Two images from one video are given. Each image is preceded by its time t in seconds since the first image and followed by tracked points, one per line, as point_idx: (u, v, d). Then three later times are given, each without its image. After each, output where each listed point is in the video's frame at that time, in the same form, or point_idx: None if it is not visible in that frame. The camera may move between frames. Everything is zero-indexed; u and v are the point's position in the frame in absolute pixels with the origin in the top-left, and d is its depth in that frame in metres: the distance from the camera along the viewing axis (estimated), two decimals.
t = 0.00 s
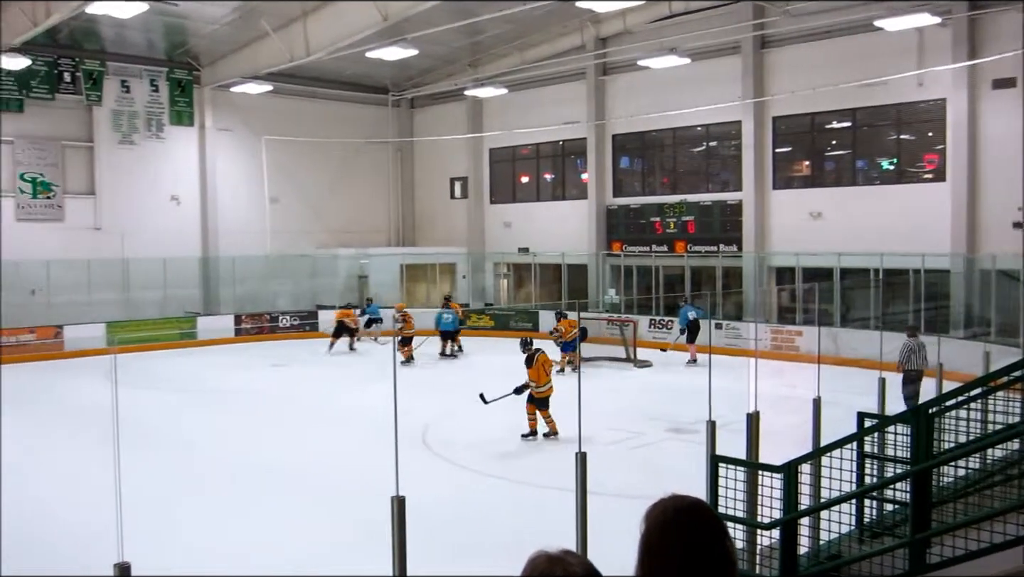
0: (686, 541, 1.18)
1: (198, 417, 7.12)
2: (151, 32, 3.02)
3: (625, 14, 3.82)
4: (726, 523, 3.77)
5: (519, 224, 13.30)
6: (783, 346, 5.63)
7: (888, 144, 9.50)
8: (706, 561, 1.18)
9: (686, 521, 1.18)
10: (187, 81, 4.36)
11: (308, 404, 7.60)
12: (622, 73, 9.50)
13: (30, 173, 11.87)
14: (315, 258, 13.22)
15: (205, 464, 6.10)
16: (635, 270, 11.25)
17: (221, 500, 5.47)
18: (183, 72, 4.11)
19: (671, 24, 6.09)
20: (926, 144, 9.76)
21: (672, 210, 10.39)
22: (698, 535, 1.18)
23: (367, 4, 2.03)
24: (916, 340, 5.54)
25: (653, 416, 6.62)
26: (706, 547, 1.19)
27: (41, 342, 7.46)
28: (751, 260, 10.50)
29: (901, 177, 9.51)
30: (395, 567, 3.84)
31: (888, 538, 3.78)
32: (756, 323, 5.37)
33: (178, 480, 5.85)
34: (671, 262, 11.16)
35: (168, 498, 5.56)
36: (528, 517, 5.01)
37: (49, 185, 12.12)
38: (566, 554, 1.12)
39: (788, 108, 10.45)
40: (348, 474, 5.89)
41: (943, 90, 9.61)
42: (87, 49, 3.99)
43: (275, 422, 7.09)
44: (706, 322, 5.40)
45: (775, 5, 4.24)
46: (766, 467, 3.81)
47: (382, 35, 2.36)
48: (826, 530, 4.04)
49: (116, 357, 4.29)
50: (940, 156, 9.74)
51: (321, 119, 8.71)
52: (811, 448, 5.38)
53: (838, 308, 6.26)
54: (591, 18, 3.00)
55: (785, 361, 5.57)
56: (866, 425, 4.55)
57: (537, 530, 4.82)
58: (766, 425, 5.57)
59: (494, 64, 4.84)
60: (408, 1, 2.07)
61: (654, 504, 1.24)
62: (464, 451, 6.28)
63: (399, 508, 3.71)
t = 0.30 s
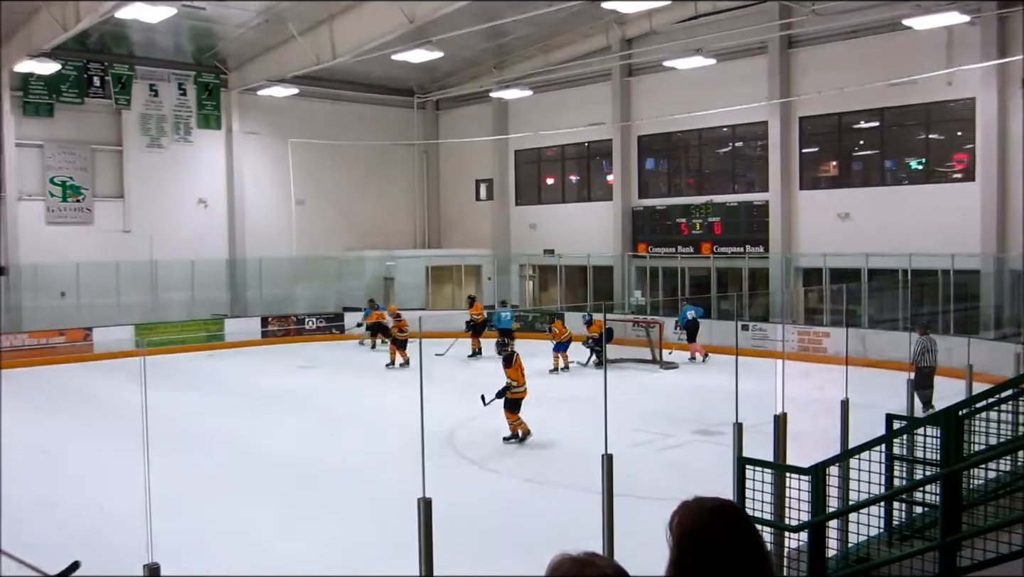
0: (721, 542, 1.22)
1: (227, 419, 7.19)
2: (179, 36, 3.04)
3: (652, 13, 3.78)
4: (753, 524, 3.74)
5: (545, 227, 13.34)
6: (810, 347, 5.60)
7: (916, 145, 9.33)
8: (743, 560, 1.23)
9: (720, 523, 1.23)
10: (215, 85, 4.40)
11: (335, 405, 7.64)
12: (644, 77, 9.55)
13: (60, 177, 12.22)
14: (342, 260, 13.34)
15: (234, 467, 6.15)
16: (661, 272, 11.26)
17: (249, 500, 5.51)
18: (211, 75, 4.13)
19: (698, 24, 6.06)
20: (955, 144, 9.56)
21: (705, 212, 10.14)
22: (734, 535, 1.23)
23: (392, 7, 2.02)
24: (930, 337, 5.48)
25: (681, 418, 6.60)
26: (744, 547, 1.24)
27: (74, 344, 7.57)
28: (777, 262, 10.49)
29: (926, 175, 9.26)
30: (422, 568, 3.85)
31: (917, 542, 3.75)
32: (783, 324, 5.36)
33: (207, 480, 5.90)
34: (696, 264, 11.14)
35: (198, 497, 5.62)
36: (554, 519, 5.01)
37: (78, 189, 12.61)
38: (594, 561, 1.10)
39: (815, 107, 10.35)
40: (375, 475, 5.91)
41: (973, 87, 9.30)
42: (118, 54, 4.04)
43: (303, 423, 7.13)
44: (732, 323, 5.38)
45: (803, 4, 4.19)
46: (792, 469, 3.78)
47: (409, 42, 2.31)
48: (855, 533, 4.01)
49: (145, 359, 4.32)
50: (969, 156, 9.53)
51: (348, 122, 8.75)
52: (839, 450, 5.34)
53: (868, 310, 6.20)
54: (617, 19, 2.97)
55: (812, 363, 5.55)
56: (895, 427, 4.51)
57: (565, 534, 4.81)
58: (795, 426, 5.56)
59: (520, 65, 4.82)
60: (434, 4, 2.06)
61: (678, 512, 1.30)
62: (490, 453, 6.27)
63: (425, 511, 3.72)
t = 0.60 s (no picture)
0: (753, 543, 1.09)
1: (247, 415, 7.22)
2: (196, 39, 3.04)
3: (669, 13, 3.77)
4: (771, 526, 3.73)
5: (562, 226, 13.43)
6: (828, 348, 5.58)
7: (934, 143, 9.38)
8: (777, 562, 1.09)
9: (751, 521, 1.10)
10: (233, 88, 4.42)
11: (352, 406, 7.66)
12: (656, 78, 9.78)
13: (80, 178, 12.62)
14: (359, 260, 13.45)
15: (254, 466, 6.18)
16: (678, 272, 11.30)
17: (268, 497, 5.54)
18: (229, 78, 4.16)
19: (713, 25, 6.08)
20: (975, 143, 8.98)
21: (716, 214, 11.52)
22: (765, 534, 1.11)
23: (409, 8, 2.00)
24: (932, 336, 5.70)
25: (697, 419, 6.59)
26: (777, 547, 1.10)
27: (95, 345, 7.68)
28: (795, 262, 10.47)
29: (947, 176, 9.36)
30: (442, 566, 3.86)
31: (937, 544, 3.73)
32: (801, 325, 5.31)
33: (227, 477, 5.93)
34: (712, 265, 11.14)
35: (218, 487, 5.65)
36: (571, 520, 5.01)
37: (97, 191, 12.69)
38: None
39: (832, 107, 10.31)
40: (392, 475, 5.93)
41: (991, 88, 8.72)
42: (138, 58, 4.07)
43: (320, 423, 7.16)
44: (749, 324, 5.35)
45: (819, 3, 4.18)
46: (811, 470, 3.76)
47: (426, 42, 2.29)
48: (874, 534, 3.98)
49: (165, 359, 4.35)
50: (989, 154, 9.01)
51: (365, 124, 8.81)
52: (858, 452, 5.32)
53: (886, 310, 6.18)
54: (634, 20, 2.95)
55: (830, 364, 5.51)
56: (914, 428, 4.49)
57: (584, 535, 4.81)
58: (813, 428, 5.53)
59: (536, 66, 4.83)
60: (451, 5, 2.03)
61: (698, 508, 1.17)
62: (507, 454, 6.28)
63: (444, 510, 3.72)
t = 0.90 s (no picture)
0: (799, 532, 1.31)
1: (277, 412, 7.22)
2: (220, 42, 3.04)
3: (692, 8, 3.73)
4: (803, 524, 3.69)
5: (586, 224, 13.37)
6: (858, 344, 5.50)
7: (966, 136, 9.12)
8: (818, 549, 1.31)
9: (795, 516, 1.33)
10: (258, 89, 4.45)
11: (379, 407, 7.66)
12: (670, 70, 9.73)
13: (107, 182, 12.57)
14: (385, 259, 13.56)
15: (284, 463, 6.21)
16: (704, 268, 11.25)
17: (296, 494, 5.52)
18: (254, 80, 4.18)
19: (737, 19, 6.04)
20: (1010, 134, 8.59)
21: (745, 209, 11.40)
22: (809, 533, 1.32)
23: (431, 6, 1.96)
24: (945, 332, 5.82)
25: (725, 418, 6.55)
26: (818, 539, 1.32)
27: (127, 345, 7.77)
28: (823, 257, 10.37)
29: (976, 171, 9.00)
30: (478, 565, 3.81)
31: (972, 543, 3.67)
32: (832, 322, 5.24)
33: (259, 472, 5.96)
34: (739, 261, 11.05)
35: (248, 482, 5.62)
36: (600, 518, 4.98)
37: (127, 194, 12.80)
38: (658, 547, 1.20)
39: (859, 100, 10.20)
40: (420, 476, 5.91)
41: None
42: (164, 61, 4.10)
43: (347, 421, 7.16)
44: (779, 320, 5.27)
45: None
46: (843, 468, 3.72)
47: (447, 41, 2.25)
48: (908, 534, 3.91)
49: (196, 359, 4.36)
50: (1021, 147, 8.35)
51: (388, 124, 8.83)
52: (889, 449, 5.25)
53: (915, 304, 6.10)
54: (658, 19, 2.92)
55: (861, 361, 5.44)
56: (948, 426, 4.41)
57: (613, 531, 4.78)
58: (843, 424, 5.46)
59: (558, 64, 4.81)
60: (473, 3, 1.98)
61: (751, 509, 1.41)
62: (535, 452, 6.27)
63: (474, 507, 3.69)
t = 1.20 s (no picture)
0: (861, 535, 1.26)
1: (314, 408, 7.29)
2: (259, 40, 3.05)
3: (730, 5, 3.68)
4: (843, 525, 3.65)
5: (622, 222, 13.38)
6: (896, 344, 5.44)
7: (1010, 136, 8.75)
8: (878, 551, 1.26)
9: (856, 518, 1.27)
10: (295, 88, 4.47)
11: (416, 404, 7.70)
12: (704, 70, 9.77)
13: (148, 179, 13.21)
14: (421, 257, 13.62)
15: (321, 457, 6.26)
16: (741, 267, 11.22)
17: (333, 490, 5.57)
18: (292, 79, 4.20)
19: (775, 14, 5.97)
20: None
21: (781, 208, 10.92)
22: (876, 535, 1.27)
23: (468, 4, 1.94)
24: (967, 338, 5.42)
25: (763, 417, 6.52)
26: (878, 541, 1.27)
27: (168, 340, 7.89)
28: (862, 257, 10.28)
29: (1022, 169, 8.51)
30: (511, 562, 3.84)
31: (1016, 548, 3.62)
32: (871, 322, 5.15)
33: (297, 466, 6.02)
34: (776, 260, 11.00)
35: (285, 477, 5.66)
36: (637, 518, 4.97)
37: (166, 192, 13.36)
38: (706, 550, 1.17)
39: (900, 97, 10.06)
40: (456, 474, 5.93)
41: None
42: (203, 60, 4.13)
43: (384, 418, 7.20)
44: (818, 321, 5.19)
45: None
46: (884, 469, 3.68)
47: (484, 39, 2.24)
48: (949, 537, 3.85)
49: (238, 354, 4.39)
50: None
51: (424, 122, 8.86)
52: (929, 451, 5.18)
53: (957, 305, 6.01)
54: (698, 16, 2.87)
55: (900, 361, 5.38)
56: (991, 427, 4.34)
57: (652, 529, 4.79)
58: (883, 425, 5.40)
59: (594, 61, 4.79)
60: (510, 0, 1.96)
61: (807, 512, 1.36)
62: (571, 450, 6.27)
63: (510, 505, 3.71)
